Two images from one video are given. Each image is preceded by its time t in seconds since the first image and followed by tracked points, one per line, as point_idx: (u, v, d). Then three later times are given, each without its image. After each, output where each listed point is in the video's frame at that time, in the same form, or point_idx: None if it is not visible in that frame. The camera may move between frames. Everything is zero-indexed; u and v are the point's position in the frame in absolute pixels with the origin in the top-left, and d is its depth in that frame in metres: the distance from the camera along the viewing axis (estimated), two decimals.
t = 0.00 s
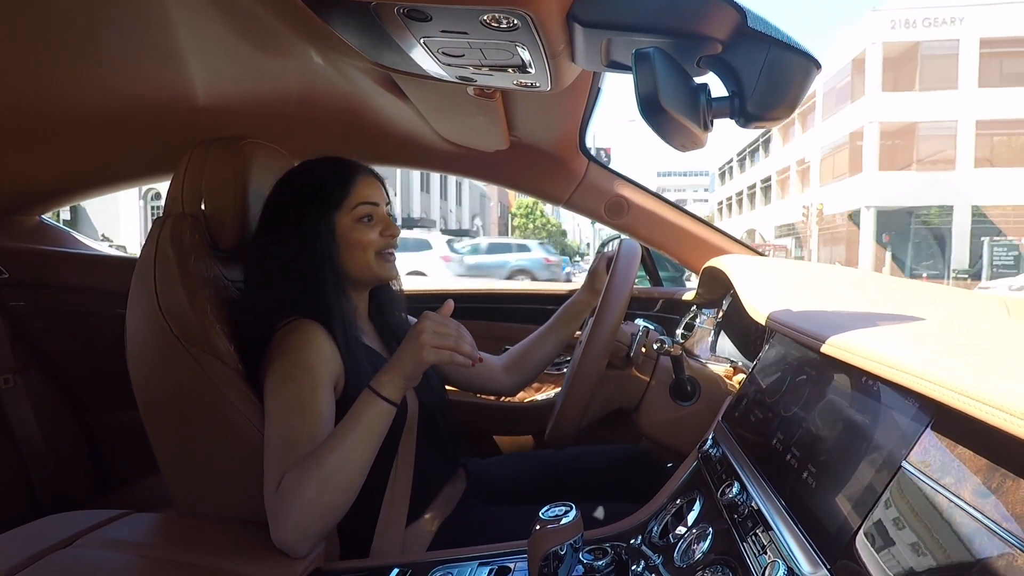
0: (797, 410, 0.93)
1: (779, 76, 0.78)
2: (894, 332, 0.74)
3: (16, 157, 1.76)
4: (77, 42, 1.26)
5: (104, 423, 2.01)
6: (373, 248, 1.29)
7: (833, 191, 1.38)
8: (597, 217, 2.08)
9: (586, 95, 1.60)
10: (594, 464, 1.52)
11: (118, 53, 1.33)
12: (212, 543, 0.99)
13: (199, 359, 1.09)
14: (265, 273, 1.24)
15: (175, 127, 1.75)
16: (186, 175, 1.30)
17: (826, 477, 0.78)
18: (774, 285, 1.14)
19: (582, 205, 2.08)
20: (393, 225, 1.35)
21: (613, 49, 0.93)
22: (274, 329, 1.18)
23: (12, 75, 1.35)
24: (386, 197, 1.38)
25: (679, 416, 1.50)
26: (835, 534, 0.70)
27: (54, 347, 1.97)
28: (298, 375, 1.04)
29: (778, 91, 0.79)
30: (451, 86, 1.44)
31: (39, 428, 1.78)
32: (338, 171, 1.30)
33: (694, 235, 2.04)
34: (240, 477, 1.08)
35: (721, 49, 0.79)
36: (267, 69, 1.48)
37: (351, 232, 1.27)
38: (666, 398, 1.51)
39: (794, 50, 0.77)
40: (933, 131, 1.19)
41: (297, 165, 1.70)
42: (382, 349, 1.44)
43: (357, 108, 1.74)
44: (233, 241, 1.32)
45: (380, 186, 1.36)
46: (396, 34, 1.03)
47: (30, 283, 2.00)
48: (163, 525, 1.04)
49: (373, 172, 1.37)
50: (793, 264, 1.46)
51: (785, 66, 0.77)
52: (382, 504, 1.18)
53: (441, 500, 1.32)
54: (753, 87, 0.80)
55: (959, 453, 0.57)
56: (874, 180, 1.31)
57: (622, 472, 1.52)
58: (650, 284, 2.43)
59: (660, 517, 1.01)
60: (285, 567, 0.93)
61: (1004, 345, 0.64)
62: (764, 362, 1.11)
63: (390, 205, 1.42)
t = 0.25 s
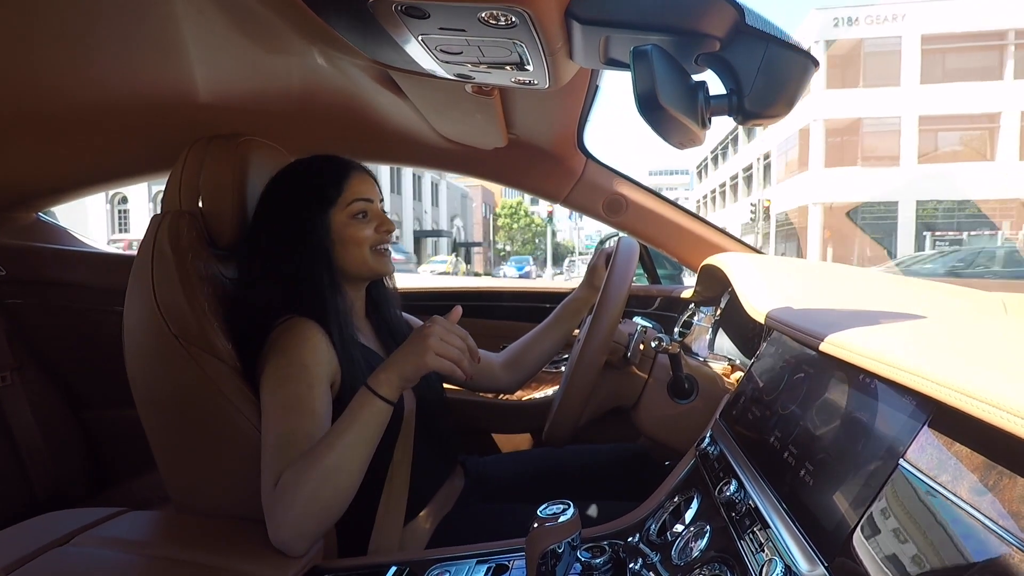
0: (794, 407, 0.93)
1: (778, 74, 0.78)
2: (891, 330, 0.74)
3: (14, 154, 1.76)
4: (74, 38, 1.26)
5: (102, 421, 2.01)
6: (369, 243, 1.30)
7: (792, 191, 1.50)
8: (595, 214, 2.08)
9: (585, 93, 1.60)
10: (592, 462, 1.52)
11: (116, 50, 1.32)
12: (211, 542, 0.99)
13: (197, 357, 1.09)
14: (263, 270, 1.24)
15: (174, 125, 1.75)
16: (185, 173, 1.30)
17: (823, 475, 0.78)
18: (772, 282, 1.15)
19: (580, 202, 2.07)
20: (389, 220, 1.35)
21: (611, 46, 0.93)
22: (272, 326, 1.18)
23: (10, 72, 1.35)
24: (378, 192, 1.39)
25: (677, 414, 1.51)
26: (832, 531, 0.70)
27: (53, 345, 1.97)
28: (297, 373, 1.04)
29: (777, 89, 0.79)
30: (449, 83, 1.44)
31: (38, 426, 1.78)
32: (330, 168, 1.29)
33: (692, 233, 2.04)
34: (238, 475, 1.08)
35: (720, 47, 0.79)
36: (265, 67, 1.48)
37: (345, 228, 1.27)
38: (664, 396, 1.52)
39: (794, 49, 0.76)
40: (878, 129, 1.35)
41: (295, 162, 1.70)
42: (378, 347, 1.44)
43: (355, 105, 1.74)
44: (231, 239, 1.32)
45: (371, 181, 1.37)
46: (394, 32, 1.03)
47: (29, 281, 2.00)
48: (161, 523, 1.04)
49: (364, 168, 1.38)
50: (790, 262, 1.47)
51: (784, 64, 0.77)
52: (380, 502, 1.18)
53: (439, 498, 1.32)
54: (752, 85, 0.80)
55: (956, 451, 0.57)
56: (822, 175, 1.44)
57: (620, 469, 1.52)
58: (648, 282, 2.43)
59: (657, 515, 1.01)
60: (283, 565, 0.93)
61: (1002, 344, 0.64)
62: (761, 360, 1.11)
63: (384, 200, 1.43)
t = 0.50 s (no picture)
0: (794, 404, 0.93)
1: (778, 72, 0.78)
2: (892, 327, 0.74)
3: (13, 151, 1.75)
4: (73, 35, 1.25)
5: (101, 419, 2.00)
6: (371, 243, 1.30)
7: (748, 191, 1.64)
8: (595, 212, 2.08)
9: (585, 90, 1.60)
10: (592, 458, 1.52)
11: (114, 47, 1.32)
12: (211, 538, 0.99)
13: (196, 354, 1.09)
14: (263, 267, 1.24)
15: (173, 122, 1.75)
16: (185, 170, 1.30)
17: (823, 472, 0.78)
18: (772, 280, 1.15)
19: (580, 200, 2.08)
20: (391, 221, 1.35)
21: (611, 43, 0.93)
22: (273, 323, 1.18)
23: (8, 68, 1.35)
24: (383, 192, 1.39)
25: (676, 411, 1.51)
26: (832, 527, 0.70)
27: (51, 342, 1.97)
28: (297, 370, 1.04)
29: (778, 86, 0.79)
30: (449, 80, 1.44)
31: (37, 423, 1.77)
32: (336, 167, 1.29)
33: (693, 230, 2.04)
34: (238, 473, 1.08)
35: (721, 45, 0.79)
36: (266, 64, 1.48)
37: (348, 228, 1.27)
38: (664, 393, 1.52)
39: (795, 46, 0.76)
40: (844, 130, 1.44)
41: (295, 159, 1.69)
42: (378, 345, 1.44)
43: (355, 103, 1.74)
44: (231, 235, 1.32)
45: (377, 181, 1.37)
46: (394, 29, 1.02)
47: (27, 278, 2.00)
48: (162, 520, 1.04)
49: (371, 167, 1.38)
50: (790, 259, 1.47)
51: (785, 62, 0.77)
52: (380, 499, 1.18)
53: (439, 495, 1.32)
54: (753, 83, 0.80)
55: (956, 447, 0.57)
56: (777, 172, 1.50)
57: (620, 467, 1.52)
58: (648, 279, 2.43)
59: (657, 512, 1.01)
60: (283, 561, 0.93)
61: (1002, 341, 0.64)
62: (761, 357, 1.11)
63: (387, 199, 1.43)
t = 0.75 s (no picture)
0: (796, 408, 0.93)
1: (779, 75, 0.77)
2: (894, 332, 0.74)
3: (14, 155, 1.76)
4: (75, 39, 1.26)
5: (103, 422, 2.00)
6: (375, 252, 1.29)
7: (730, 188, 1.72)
8: (596, 215, 2.08)
9: (585, 94, 1.61)
10: (593, 462, 1.52)
11: (115, 52, 1.32)
12: (212, 542, 0.99)
13: (198, 358, 1.09)
14: (264, 271, 1.24)
15: (174, 126, 1.75)
16: (187, 174, 1.30)
17: (824, 476, 0.78)
18: (773, 283, 1.15)
19: (581, 203, 2.08)
20: (395, 228, 1.35)
21: (611, 46, 0.93)
22: (274, 328, 1.18)
23: (10, 73, 1.35)
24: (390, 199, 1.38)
25: (677, 415, 1.51)
26: (833, 532, 0.70)
27: (53, 345, 1.97)
28: (298, 375, 1.04)
29: (779, 89, 0.78)
30: (450, 84, 1.44)
31: (37, 426, 1.77)
32: (343, 173, 1.29)
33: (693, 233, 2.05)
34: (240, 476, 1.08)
35: (722, 49, 0.79)
36: (267, 68, 1.49)
37: (352, 235, 1.27)
38: (664, 396, 1.52)
39: (796, 50, 0.76)
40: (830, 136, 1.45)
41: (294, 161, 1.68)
42: (379, 349, 1.45)
43: (356, 106, 1.74)
44: (233, 239, 1.32)
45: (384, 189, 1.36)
46: (395, 34, 1.03)
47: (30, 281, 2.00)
48: (162, 525, 1.04)
49: (376, 173, 1.37)
50: (790, 262, 1.47)
51: (785, 65, 0.77)
52: (380, 504, 1.18)
53: (440, 499, 1.32)
54: (753, 86, 0.80)
55: (957, 452, 0.57)
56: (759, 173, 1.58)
57: (621, 470, 1.52)
58: (649, 282, 2.43)
59: (658, 516, 1.01)
60: (283, 566, 0.93)
61: (1004, 346, 0.64)
62: (762, 361, 1.11)
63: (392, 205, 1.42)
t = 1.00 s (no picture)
0: (797, 409, 0.93)
1: (779, 76, 0.77)
2: (895, 333, 0.73)
3: (15, 156, 1.76)
4: (77, 41, 1.26)
5: (103, 423, 2.00)
6: (369, 252, 1.30)
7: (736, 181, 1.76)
8: (596, 216, 2.08)
9: (586, 96, 1.61)
10: (594, 463, 1.52)
11: (116, 54, 1.33)
12: (212, 543, 0.98)
13: (198, 359, 1.09)
14: (264, 272, 1.24)
15: (176, 128, 1.75)
16: (186, 174, 1.30)
17: (825, 477, 0.78)
18: (772, 284, 1.15)
19: (582, 204, 2.08)
20: (390, 228, 1.36)
21: (611, 48, 0.93)
22: (273, 329, 1.18)
23: (12, 74, 1.35)
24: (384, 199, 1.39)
25: (678, 416, 1.51)
26: (834, 533, 0.70)
27: (54, 345, 1.97)
28: (297, 375, 1.04)
29: (779, 91, 0.78)
30: (451, 86, 1.45)
31: (38, 426, 1.77)
32: (336, 173, 1.30)
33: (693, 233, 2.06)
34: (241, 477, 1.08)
35: (721, 49, 0.79)
36: (268, 70, 1.49)
37: (347, 236, 1.28)
38: (664, 398, 1.52)
39: (796, 52, 0.76)
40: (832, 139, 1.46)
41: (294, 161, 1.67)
42: (378, 350, 1.45)
43: (357, 109, 1.75)
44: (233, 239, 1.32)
45: (379, 188, 1.37)
46: (397, 35, 1.03)
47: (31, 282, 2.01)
48: (162, 526, 1.04)
49: (371, 172, 1.38)
50: (790, 264, 1.48)
51: (786, 66, 0.76)
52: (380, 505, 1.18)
53: (440, 500, 1.32)
54: (754, 87, 0.79)
55: (958, 453, 0.57)
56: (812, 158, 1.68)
57: (621, 471, 1.52)
58: (649, 283, 2.44)
59: (659, 517, 1.01)
60: (283, 567, 0.93)
61: (1005, 347, 0.63)
62: (763, 362, 1.11)
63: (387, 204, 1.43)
